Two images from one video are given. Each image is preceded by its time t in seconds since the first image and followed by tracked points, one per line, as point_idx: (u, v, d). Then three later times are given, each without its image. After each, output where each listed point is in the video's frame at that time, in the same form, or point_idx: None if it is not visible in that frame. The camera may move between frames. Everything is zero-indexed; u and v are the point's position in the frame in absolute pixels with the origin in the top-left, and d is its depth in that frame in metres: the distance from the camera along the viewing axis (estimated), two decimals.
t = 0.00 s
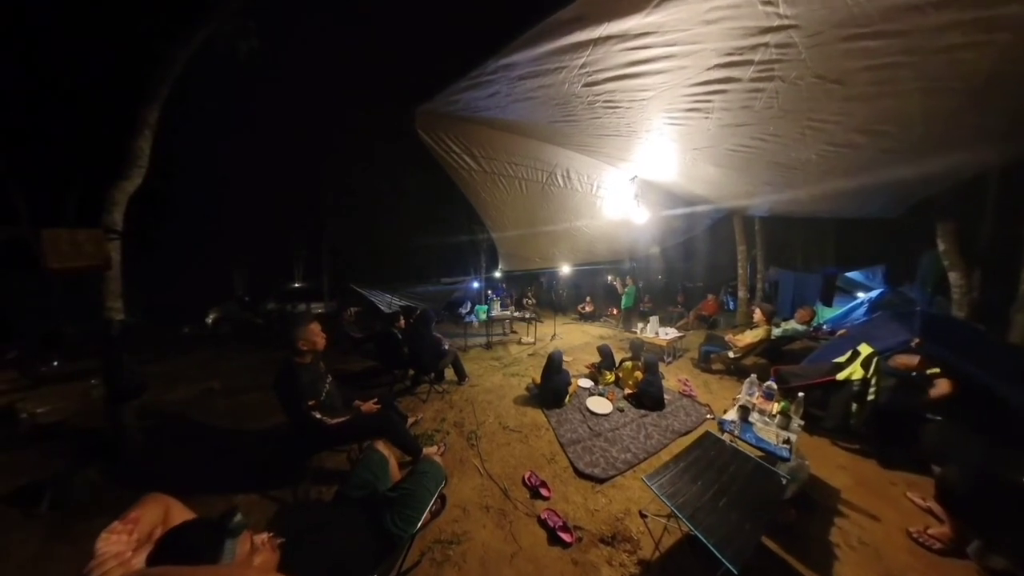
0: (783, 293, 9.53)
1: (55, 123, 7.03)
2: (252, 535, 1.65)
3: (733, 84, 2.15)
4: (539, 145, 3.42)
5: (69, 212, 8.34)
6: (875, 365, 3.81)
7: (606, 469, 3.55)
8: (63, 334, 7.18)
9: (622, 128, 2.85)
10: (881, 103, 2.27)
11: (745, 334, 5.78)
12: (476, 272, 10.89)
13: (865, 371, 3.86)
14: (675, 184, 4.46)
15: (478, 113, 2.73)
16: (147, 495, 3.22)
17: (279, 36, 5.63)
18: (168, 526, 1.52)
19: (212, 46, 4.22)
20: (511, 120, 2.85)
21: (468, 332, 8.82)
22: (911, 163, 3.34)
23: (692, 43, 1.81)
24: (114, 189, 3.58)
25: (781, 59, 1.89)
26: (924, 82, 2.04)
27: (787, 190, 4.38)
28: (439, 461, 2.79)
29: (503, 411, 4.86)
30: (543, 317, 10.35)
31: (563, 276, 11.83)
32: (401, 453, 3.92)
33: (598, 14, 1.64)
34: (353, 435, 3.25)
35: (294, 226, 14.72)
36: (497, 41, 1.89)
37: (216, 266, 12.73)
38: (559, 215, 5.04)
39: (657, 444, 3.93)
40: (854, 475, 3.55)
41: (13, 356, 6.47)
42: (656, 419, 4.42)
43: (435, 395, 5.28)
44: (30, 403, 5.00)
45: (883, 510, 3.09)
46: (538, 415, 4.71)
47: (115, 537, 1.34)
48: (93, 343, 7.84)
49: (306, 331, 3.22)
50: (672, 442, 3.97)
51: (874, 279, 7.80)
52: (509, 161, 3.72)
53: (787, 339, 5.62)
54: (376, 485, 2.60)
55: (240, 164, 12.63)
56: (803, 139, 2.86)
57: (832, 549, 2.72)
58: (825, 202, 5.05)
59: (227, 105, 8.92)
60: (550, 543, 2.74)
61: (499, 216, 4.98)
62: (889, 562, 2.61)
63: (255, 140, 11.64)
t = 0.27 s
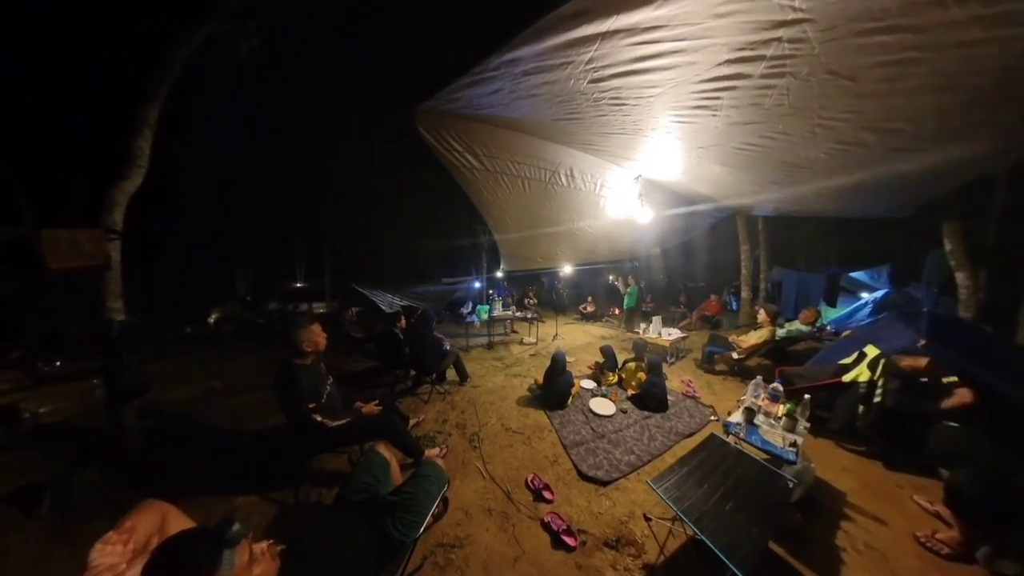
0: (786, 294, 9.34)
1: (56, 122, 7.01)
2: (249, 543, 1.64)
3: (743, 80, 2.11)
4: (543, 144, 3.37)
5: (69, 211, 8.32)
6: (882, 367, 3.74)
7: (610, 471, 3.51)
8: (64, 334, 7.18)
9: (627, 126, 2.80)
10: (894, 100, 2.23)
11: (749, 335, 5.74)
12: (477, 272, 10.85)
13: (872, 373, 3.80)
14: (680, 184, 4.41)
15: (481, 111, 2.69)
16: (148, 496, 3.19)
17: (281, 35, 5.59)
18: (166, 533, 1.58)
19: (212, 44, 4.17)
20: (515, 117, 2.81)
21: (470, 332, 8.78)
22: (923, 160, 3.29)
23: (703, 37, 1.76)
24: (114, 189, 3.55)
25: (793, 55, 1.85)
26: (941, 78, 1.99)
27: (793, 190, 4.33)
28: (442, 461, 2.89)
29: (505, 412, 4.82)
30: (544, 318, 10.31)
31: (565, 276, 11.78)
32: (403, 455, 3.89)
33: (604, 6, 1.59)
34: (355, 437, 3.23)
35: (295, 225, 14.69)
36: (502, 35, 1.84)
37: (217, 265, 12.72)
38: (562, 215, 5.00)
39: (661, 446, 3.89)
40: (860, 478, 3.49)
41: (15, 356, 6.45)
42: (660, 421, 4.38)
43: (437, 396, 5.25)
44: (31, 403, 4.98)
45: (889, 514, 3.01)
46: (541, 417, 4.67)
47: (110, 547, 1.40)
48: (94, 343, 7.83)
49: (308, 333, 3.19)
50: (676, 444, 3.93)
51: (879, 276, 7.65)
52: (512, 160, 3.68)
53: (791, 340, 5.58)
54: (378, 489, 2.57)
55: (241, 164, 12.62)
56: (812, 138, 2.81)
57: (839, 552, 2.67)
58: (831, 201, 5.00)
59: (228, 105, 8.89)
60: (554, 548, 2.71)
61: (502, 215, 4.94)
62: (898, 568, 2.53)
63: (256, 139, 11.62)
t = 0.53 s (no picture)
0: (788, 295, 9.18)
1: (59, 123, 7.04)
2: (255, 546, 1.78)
3: (747, 81, 2.11)
4: (545, 143, 3.37)
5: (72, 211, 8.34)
6: (885, 367, 3.75)
7: (613, 471, 3.52)
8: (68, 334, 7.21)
9: (631, 126, 2.81)
10: (898, 101, 2.22)
11: (752, 335, 5.74)
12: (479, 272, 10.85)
13: (875, 373, 3.81)
14: (682, 183, 4.41)
15: (484, 111, 2.69)
16: (154, 496, 3.21)
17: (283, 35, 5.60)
18: (171, 537, 1.58)
19: (215, 46, 4.19)
20: (518, 117, 2.81)
21: (472, 332, 8.78)
22: (927, 160, 3.28)
23: (708, 38, 1.77)
24: (118, 190, 3.56)
25: (797, 56, 1.85)
26: (945, 78, 1.99)
27: (797, 189, 4.32)
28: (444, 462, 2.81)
29: (508, 412, 4.83)
30: (546, 318, 10.31)
31: (566, 275, 11.78)
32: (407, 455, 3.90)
33: (608, 8, 1.59)
34: (359, 437, 3.24)
35: (296, 225, 14.72)
36: (506, 36, 1.84)
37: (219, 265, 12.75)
38: (564, 214, 5.00)
39: (664, 446, 3.89)
40: (863, 478, 3.48)
41: (20, 356, 6.49)
42: (662, 421, 4.38)
43: (439, 396, 5.26)
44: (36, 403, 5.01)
45: (893, 514, 3.01)
46: (544, 417, 4.68)
47: (116, 550, 1.40)
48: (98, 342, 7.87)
49: (312, 333, 3.19)
50: (679, 444, 3.94)
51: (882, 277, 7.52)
52: (515, 160, 3.69)
53: (794, 340, 5.57)
54: (384, 488, 2.58)
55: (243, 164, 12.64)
56: (816, 138, 2.80)
57: (843, 552, 2.67)
58: (833, 201, 4.99)
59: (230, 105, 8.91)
60: (558, 547, 2.72)
61: (504, 215, 4.94)
62: (901, 567, 2.53)
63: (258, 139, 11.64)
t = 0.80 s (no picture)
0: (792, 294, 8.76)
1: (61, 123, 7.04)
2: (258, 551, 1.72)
3: (756, 78, 2.08)
4: (550, 141, 3.34)
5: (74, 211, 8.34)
6: (892, 366, 3.75)
7: (619, 471, 3.50)
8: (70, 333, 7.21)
9: (637, 123, 2.78)
10: (909, 98, 2.20)
11: (756, 334, 5.73)
12: (481, 271, 10.83)
13: (881, 372, 3.81)
14: (687, 181, 4.37)
15: (489, 108, 2.66)
16: (157, 496, 3.19)
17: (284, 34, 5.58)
18: (171, 544, 1.51)
19: (217, 44, 4.17)
20: (523, 114, 2.79)
21: (474, 332, 8.75)
22: (937, 157, 3.24)
23: (717, 34, 1.74)
24: (121, 189, 3.55)
25: (808, 53, 1.82)
26: (957, 75, 1.96)
27: (804, 186, 4.29)
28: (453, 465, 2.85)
29: (512, 412, 4.81)
30: (548, 317, 10.27)
31: (568, 275, 11.76)
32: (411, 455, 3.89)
33: (615, 5, 1.57)
34: (363, 437, 3.22)
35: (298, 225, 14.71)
36: (512, 34, 1.82)
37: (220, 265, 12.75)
38: (567, 212, 4.97)
39: (669, 446, 3.87)
40: (870, 478, 3.45)
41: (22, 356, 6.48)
42: (667, 420, 4.36)
43: (442, 396, 5.24)
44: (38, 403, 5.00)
45: (901, 514, 2.98)
46: (548, 416, 4.66)
47: (113, 557, 1.33)
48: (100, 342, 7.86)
49: (317, 331, 3.18)
50: (684, 444, 3.91)
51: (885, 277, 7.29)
52: (519, 158, 3.66)
53: (798, 339, 5.55)
54: (388, 490, 2.56)
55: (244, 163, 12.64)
56: (824, 135, 2.77)
57: (851, 552, 2.64)
58: (838, 199, 4.96)
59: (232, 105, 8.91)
60: (564, 548, 2.69)
61: (507, 213, 4.92)
62: (911, 568, 2.50)
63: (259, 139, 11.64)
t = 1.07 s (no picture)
0: (791, 293, 8.85)
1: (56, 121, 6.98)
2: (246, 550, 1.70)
3: (755, 72, 2.06)
4: (548, 138, 3.32)
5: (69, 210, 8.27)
6: (892, 364, 3.64)
7: (618, 471, 3.46)
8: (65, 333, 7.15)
9: (635, 119, 2.76)
10: (910, 92, 2.18)
11: (756, 333, 5.71)
12: (480, 271, 10.80)
13: (881, 370, 3.71)
14: (687, 179, 4.35)
15: (487, 104, 2.63)
16: (150, 497, 3.15)
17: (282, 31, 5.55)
18: (156, 543, 1.52)
19: (214, 41, 4.15)
20: (521, 111, 2.76)
21: (472, 332, 8.71)
22: (937, 154, 3.23)
23: (716, 27, 1.72)
24: (115, 185, 3.52)
25: (807, 46, 1.81)
26: (958, 68, 1.94)
27: (804, 184, 4.27)
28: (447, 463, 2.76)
29: (510, 411, 4.77)
30: (547, 317, 10.25)
31: (567, 275, 11.74)
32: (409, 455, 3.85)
33: None
34: (359, 437, 3.19)
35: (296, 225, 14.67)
36: (509, 26, 1.80)
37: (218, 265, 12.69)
38: (566, 211, 4.95)
39: (669, 445, 3.84)
40: (871, 477, 3.43)
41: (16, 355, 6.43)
42: (667, 419, 4.33)
43: (441, 396, 5.20)
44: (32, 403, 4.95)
45: (902, 513, 2.96)
46: (547, 416, 4.62)
47: (96, 557, 1.32)
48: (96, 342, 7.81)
49: (313, 329, 3.14)
50: (684, 443, 3.88)
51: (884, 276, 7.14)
52: (517, 155, 3.64)
53: (797, 338, 5.53)
54: (384, 490, 2.51)
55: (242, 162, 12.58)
56: (824, 131, 2.75)
57: (852, 552, 2.61)
58: (838, 197, 4.95)
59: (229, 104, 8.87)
60: (563, 549, 2.66)
61: (506, 211, 4.89)
62: (912, 567, 2.48)
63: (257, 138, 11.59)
